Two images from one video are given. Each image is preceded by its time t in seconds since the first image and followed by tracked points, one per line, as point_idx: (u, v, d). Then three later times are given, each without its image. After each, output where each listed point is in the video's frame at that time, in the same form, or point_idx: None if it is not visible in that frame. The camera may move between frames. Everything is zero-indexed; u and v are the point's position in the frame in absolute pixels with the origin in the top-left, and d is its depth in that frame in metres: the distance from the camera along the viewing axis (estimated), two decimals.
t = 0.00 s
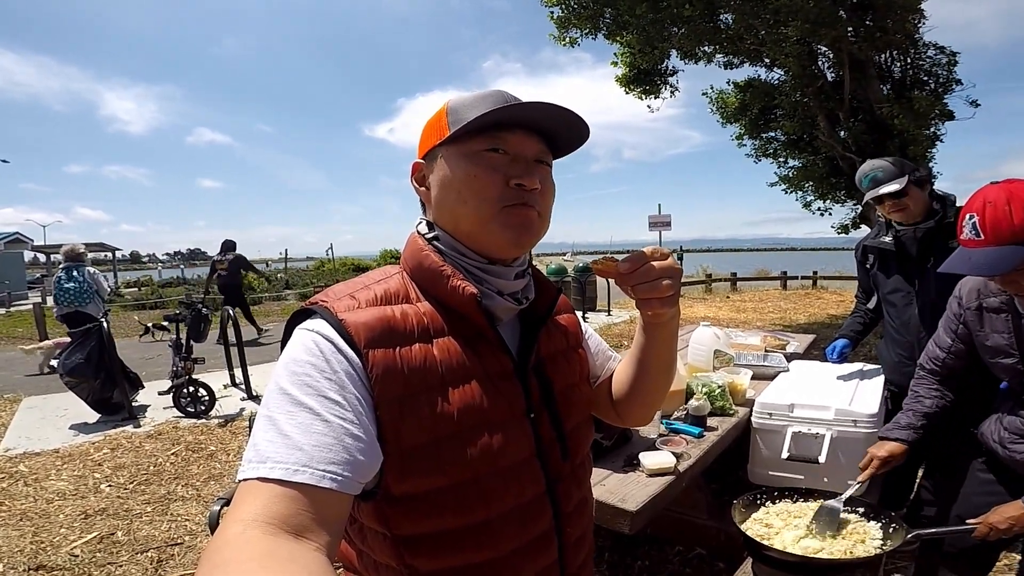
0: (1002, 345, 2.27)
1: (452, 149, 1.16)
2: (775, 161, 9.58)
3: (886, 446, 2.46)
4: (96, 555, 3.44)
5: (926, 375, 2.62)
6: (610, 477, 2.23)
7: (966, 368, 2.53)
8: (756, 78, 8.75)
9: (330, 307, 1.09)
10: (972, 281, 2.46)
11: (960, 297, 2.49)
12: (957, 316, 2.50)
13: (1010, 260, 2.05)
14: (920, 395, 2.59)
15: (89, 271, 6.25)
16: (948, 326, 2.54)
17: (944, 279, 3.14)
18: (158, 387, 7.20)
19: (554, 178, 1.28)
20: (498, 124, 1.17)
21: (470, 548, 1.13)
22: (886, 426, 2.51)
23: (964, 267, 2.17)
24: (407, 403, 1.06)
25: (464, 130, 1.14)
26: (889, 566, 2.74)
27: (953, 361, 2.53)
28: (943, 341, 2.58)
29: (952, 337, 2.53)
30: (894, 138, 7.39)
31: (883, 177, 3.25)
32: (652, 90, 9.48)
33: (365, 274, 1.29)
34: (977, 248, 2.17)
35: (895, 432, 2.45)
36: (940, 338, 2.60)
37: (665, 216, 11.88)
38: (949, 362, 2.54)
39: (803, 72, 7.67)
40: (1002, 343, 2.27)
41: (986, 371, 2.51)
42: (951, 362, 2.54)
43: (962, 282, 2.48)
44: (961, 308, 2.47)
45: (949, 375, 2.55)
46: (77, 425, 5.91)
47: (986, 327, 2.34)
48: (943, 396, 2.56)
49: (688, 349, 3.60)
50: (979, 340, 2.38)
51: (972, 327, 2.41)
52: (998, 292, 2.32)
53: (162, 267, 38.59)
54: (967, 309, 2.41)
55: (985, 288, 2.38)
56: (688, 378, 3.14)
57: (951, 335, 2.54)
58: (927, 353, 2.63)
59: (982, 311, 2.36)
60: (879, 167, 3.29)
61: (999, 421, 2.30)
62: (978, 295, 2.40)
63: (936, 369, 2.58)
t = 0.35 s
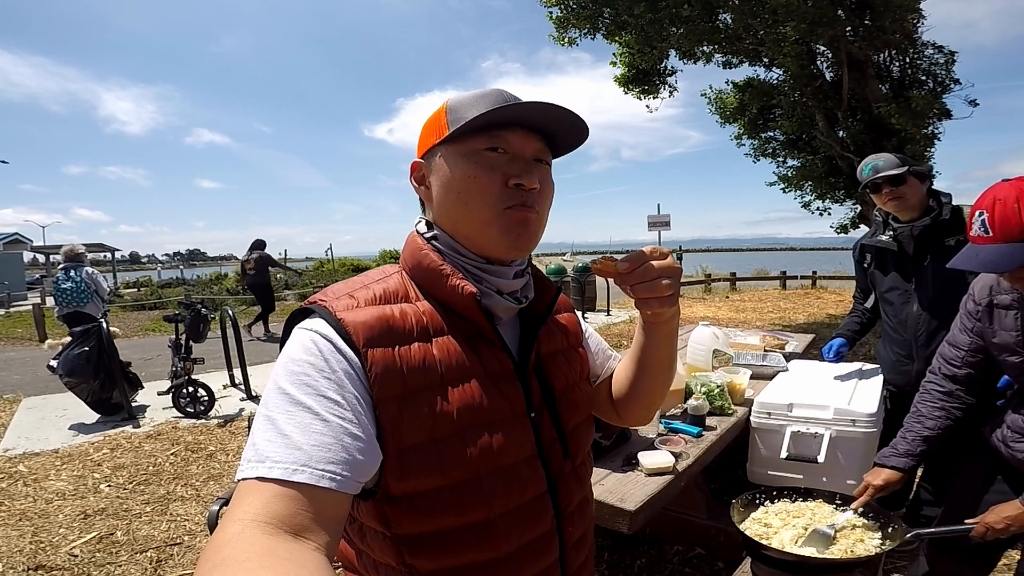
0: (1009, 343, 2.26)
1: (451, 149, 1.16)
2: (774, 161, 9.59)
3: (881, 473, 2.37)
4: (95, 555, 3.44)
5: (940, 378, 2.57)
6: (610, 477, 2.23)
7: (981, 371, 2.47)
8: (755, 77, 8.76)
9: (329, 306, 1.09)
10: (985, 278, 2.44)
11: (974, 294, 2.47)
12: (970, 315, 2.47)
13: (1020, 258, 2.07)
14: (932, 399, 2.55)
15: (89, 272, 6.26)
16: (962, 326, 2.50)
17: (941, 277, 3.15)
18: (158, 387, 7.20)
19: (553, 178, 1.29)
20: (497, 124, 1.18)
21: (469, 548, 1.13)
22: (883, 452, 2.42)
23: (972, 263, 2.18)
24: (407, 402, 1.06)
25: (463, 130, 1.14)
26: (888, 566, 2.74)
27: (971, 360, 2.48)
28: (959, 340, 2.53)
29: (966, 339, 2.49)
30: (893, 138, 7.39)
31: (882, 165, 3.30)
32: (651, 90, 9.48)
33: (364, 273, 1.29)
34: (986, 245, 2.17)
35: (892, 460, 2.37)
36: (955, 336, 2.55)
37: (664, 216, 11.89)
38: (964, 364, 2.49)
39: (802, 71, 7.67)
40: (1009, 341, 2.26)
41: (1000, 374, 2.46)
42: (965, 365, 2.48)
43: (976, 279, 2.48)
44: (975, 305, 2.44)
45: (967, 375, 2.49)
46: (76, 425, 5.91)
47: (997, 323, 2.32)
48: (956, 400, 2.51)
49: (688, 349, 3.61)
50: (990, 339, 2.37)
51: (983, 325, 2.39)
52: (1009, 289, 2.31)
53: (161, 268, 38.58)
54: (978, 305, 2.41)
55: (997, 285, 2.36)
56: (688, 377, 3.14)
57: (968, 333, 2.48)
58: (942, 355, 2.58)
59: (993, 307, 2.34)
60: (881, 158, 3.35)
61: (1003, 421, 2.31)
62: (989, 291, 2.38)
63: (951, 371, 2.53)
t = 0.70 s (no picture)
0: None
1: (451, 148, 1.16)
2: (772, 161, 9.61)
3: (884, 466, 2.38)
4: (96, 556, 3.45)
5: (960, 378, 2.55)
6: (609, 476, 2.24)
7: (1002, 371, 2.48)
8: (753, 77, 8.76)
9: (329, 305, 1.09)
10: (1010, 278, 2.44)
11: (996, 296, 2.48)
12: (994, 316, 2.47)
13: None
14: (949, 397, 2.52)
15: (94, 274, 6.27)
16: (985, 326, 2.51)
17: (937, 276, 3.15)
18: (158, 389, 7.19)
19: (552, 176, 1.29)
20: (498, 123, 1.18)
21: (469, 548, 1.14)
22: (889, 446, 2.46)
23: (998, 258, 2.20)
24: (407, 401, 1.06)
25: (463, 129, 1.14)
26: (888, 564, 2.74)
27: (992, 361, 2.47)
28: (980, 341, 2.53)
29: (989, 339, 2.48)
30: (891, 137, 7.41)
31: (877, 165, 3.29)
32: (649, 90, 9.49)
33: (364, 272, 1.29)
34: (1012, 240, 2.19)
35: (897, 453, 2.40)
36: (976, 338, 2.56)
37: (664, 216, 11.91)
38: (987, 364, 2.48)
39: (800, 71, 7.67)
40: None
41: (1022, 376, 2.47)
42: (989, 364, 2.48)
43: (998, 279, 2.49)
44: (997, 305, 2.46)
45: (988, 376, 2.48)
46: (77, 426, 5.91)
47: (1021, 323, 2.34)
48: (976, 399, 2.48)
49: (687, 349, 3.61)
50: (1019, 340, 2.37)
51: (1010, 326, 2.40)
52: None
53: (161, 270, 38.58)
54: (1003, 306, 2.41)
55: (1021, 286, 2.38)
56: (687, 377, 3.14)
57: (989, 334, 2.49)
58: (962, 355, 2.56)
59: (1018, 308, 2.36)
60: (876, 156, 3.32)
61: None
62: (1013, 292, 2.39)
63: (972, 372, 2.52)
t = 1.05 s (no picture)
0: None
1: (487, 150, 1.14)
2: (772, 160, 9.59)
3: (886, 450, 2.35)
4: (98, 557, 3.44)
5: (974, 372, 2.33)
6: (609, 477, 2.23)
7: None
8: (753, 76, 8.75)
9: (325, 308, 1.09)
10: None
11: None
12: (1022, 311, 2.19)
13: None
14: (958, 386, 2.34)
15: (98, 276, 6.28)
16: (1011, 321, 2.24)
17: (936, 275, 3.15)
18: (159, 391, 7.19)
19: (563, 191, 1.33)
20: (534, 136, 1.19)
21: (467, 550, 1.13)
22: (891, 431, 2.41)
23: None
24: (403, 403, 1.06)
25: (506, 137, 1.13)
26: (889, 565, 2.74)
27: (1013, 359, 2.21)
28: (1002, 336, 2.27)
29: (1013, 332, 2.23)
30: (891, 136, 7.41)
31: (876, 164, 3.29)
32: (649, 90, 9.49)
33: (360, 275, 1.29)
34: None
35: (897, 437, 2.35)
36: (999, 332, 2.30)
37: (664, 215, 11.91)
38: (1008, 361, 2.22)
39: (799, 69, 7.65)
40: None
41: None
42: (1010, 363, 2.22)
43: None
44: None
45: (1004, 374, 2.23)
46: (78, 428, 5.91)
47: None
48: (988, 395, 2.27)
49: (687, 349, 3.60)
50: None
51: None
52: None
53: (162, 272, 38.60)
54: None
55: None
56: (687, 377, 3.13)
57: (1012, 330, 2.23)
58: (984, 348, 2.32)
59: None
60: (874, 155, 3.33)
61: None
62: None
63: (987, 367, 2.29)
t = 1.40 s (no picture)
0: None
1: (502, 148, 1.15)
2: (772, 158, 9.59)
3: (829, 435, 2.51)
4: (101, 560, 3.44)
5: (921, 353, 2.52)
6: (612, 475, 2.23)
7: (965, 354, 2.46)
8: (751, 74, 8.75)
9: (325, 306, 1.09)
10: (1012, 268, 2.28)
11: (997, 284, 2.33)
12: (988, 303, 2.36)
13: None
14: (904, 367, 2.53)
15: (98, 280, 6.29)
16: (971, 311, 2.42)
17: (936, 270, 3.14)
18: (161, 394, 7.20)
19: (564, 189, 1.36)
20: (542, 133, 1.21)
21: (469, 547, 1.13)
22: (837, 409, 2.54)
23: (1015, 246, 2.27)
24: (404, 401, 1.06)
25: (519, 133, 1.15)
26: (893, 561, 2.73)
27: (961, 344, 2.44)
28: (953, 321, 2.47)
29: (972, 321, 2.41)
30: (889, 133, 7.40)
31: (876, 160, 3.26)
32: (647, 89, 9.48)
33: (359, 273, 1.28)
34: None
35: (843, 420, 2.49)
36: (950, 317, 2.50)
37: (664, 214, 11.91)
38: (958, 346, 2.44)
39: (797, 67, 7.64)
40: None
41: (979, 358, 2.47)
42: (959, 346, 2.45)
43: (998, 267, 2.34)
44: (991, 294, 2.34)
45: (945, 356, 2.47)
46: (81, 432, 5.91)
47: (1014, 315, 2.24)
48: (931, 375, 2.50)
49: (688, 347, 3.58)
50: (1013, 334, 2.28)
51: (1008, 318, 2.28)
52: None
53: (164, 275, 38.65)
54: (1005, 298, 2.26)
55: None
56: (688, 375, 3.12)
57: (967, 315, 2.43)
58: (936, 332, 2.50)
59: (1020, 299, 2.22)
60: (873, 151, 3.29)
61: None
62: (1018, 284, 2.23)
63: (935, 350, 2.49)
